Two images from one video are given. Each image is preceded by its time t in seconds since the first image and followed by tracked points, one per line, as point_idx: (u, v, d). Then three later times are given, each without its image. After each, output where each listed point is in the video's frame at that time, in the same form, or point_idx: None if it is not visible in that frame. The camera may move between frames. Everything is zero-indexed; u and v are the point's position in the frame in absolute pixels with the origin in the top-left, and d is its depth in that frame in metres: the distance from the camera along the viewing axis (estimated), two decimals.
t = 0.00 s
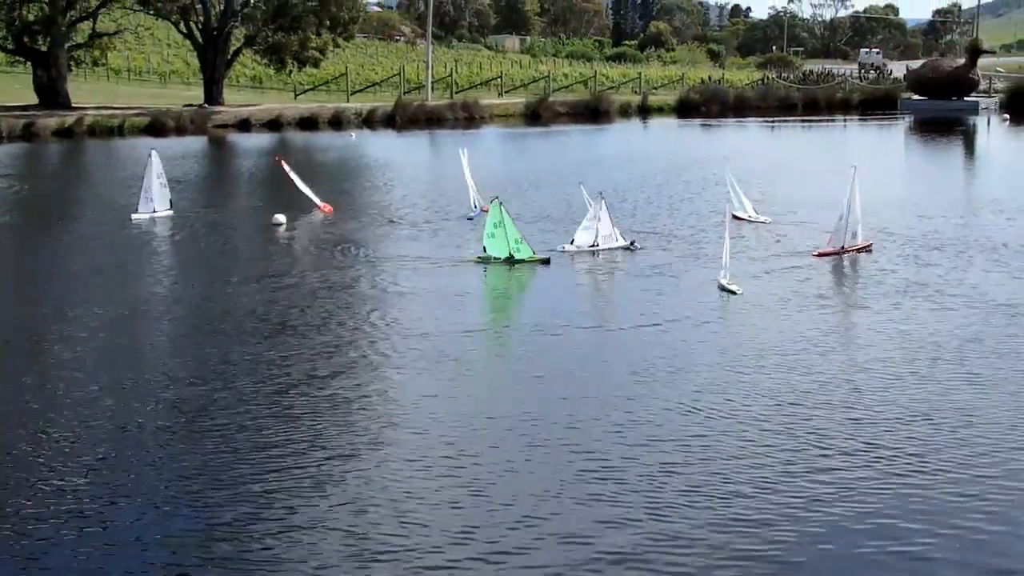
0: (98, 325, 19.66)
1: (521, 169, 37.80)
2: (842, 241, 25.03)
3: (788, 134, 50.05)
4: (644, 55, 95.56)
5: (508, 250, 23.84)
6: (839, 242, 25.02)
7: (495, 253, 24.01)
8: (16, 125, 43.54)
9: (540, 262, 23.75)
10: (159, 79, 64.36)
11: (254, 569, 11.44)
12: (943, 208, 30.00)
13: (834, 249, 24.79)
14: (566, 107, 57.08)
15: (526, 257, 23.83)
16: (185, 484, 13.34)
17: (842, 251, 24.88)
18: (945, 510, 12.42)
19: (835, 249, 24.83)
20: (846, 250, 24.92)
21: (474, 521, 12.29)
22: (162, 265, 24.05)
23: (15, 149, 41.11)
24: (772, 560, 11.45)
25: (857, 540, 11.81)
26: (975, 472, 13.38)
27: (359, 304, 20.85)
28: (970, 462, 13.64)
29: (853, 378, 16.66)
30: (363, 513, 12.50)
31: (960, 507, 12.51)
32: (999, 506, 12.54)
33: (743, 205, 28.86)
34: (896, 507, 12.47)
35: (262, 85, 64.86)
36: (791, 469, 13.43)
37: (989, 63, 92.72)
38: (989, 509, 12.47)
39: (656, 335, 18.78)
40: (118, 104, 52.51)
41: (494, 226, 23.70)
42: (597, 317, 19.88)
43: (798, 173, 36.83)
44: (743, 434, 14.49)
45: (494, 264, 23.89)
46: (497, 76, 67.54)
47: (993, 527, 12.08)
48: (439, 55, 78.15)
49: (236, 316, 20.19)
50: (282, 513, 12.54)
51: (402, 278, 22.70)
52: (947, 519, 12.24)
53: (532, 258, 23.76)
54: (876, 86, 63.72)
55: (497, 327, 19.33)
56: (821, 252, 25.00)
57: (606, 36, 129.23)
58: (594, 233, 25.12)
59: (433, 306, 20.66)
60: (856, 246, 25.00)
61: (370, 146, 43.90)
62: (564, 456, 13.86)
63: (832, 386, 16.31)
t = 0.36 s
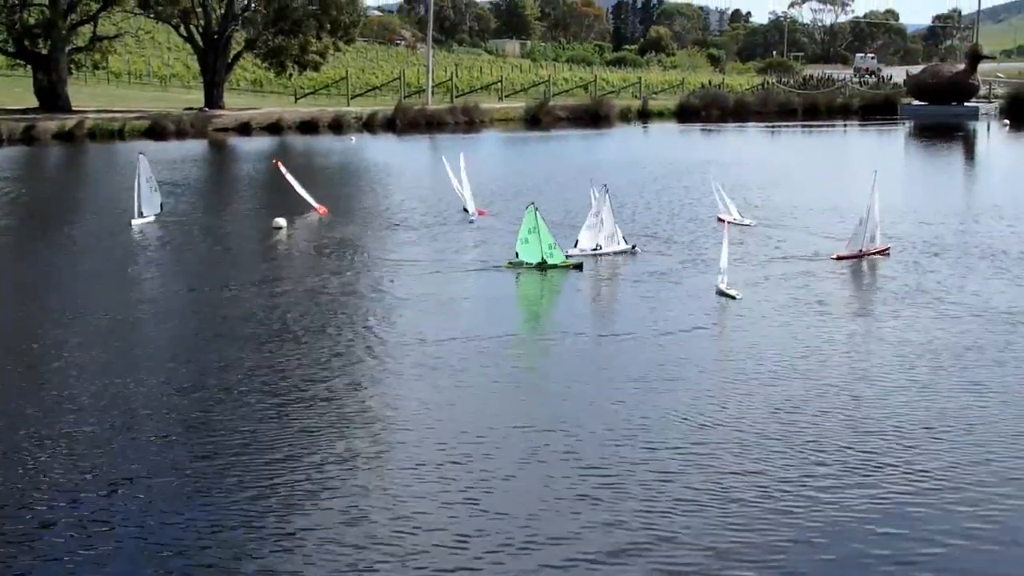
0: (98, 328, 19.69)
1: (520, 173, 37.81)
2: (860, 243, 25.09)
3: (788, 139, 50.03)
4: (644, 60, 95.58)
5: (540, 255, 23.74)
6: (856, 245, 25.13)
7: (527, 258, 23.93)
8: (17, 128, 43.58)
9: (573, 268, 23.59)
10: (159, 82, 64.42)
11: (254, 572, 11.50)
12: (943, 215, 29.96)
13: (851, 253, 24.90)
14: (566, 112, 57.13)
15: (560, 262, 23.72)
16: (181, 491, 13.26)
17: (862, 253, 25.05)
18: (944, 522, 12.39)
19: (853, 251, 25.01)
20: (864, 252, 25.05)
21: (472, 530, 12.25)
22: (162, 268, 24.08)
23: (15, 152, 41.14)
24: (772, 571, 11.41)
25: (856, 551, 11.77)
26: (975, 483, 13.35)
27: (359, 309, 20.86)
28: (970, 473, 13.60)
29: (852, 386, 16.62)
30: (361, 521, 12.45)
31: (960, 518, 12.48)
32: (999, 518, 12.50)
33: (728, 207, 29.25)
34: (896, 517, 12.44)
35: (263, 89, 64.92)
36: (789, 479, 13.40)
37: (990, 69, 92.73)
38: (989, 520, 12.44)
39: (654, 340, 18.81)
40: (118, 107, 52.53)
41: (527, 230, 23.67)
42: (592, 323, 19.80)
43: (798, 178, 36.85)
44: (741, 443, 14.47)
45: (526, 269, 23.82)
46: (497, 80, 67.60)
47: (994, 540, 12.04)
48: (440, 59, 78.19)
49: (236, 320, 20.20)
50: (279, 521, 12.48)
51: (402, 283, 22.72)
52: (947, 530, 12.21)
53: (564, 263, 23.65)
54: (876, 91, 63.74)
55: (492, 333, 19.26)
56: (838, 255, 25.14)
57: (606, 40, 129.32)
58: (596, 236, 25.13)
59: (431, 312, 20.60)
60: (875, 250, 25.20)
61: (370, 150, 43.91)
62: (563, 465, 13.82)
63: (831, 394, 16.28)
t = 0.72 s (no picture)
0: (97, 334, 19.62)
1: (518, 179, 37.77)
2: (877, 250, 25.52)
3: (787, 144, 50.00)
4: (645, 66, 95.68)
5: (574, 260, 23.66)
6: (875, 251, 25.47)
7: (561, 264, 23.88)
8: (16, 133, 43.58)
9: (607, 275, 23.46)
10: (159, 87, 64.45)
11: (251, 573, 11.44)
12: (943, 221, 29.94)
13: (869, 257, 25.28)
14: (566, 118, 57.15)
15: (594, 268, 23.59)
16: (178, 496, 13.16)
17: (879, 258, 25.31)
18: (948, 526, 12.24)
19: (869, 257, 25.33)
20: (882, 257, 25.34)
21: (470, 535, 12.09)
22: (161, 274, 24.03)
23: (15, 157, 41.14)
24: (771, 572, 11.32)
25: (859, 557, 11.61)
26: (976, 485, 13.26)
27: (359, 313, 20.78)
28: (972, 476, 13.46)
29: (851, 389, 16.55)
30: (358, 527, 12.29)
31: (964, 522, 12.33)
32: (1004, 522, 12.34)
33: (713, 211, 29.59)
34: (896, 519, 12.35)
35: (263, 95, 64.97)
36: (791, 483, 13.25)
37: (990, 75, 92.80)
38: (993, 524, 12.28)
39: (653, 345, 18.76)
40: (118, 112, 52.55)
41: (562, 236, 23.59)
42: (595, 330, 19.63)
43: (797, 184, 36.82)
44: (743, 447, 14.32)
45: (561, 275, 23.75)
46: (498, 86, 67.66)
47: (998, 544, 11.88)
48: (440, 65, 78.28)
49: (235, 325, 20.13)
50: (274, 528, 12.30)
51: (401, 288, 22.66)
52: (950, 535, 12.05)
53: (598, 269, 23.49)
54: (876, 97, 63.72)
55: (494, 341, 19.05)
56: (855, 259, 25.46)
57: (607, 46, 129.53)
58: (596, 243, 25.09)
59: (430, 319, 20.41)
60: (892, 254, 25.37)
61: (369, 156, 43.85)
62: (562, 470, 13.67)
63: (831, 398, 16.20)
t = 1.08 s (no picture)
0: (95, 341, 19.56)
1: (517, 187, 37.76)
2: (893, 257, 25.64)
3: (787, 153, 49.96)
4: (644, 74, 95.85)
5: (604, 267, 23.72)
6: (890, 258, 25.61)
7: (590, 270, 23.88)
8: (17, 139, 43.59)
9: (636, 282, 23.57)
10: (159, 94, 64.45)
11: None
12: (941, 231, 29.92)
13: (886, 264, 25.47)
14: (566, 126, 57.21)
15: (622, 275, 23.71)
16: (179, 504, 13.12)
17: (895, 265, 25.47)
18: (948, 533, 12.23)
19: (885, 264, 25.52)
20: (897, 264, 25.49)
21: (468, 543, 12.06)
22: (161, 280, 24.00)
23: (15, 163, 41.13)
24: None
25: (859, 565, 11.59)
26: (975, 493, 13.26)
27: (359, 321, 20.74)
28: (972, 488, 13.35)
29: (850, 397, 16.55)
30: (352, 538, 12.18)
31: (964, 534, 12.22)
32: (1004, 535, 12.23)
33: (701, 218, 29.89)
34: (895, 527, 12.33)
35: (263, 101, 65.03)
36: (790, 494, 13.15)
37: (990, 84, 92.96)
38: (992, 537, 12.18)
39: (651, 353, 18.74)
40: (118, 119, 52.54)
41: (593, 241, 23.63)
42: (591, 339, 19.52)
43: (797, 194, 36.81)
44: (741, 457, 14.23)
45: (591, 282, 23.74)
46: (498, 94, 67.74)
47: (998, 557, 11.78)
48: (440, 73, 78.37)
49: (235, 333, 20.05)
50: (270, 539, 12.22)
51: (401, 297, 22.63)
52: (949, 548, 11.94)
53: (628, 277, 23.61)
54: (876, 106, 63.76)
55: (489, 351, 18.93)
56: (870, 267, 25.60)
57: (607, 54, 129.80)
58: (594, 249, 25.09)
59: (431, 327, 20.35)
60: (908, 262, 25.51)
61: (369, 163, 43.81)
62: (559, 479, 13.59)
63: (830, 405, 16.20)
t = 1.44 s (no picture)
0: (96, 344, 19.58)
1: (516, 191, 37.77)
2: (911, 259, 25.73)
3: (787, 158, 49.99)
4: (644, 78, 95.86)
5: (638, 270, 23.94)
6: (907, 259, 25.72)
7: (624, 272, 24.04)
8: (17, 142, 43.65)
9: (669, 285, 23.76)
10: (159, 97, 64.49)
11: None
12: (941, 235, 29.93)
13: (904, 265, 25.59)
14: (565, 130, 57.22)
15: (656, 278, 23.87)
16: (177, 508, 13.15)
17: (913, 267, 25.59)
18: (944, 539, 12.27)
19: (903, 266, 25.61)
20: (915, 266, 25.59)
21: (465, 549, 12.09)
22: (162, 284, 24.03)
23: (14, 166, 41.19)
24: None
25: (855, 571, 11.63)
26: (971, 499, 13.29)
27: (358, 326, 20.74)
28: (972, 497, 13.28)
29: (848, 403, 16.58)
30: (345, 548, 12.12)
31: (959, 540, 12.26)
32: (1003, 546, 12.16)
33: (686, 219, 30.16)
34: (891, 534, 12.36)
35: (262, 105, 65.07)
36: (788, 504, 13.09)
37: (990, 89, 92.94)
38: (993, 548, 12.11)
39: (651, 358, 18.75)
40: (117, 123, 52.58)
41: (629, 243, 23.80)
42: (585, 346, 19.45)
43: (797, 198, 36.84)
44: (739, 463, 14.27)
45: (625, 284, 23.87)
46: (498, 98, 67.78)
47: (994, 563, 11.82)
48: (440, 77, 78.40)
49: (235, 337, 20.06)
50: (267, 544, 12.24)
51: (400, 301, 22.64)
52: (948, 559, 11.89)
53: (661, 280, 23.82)
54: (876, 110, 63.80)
55: (483, 357, 18.85)
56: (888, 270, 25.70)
57: (606, 58, 129.86)
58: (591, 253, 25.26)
59: (431, 332, 20.37)
60: (926, 264, 25.70)
61: (368, 167, 43.83)
62: (557, 485, 13.63)
63: (828, 411, 16.22)
